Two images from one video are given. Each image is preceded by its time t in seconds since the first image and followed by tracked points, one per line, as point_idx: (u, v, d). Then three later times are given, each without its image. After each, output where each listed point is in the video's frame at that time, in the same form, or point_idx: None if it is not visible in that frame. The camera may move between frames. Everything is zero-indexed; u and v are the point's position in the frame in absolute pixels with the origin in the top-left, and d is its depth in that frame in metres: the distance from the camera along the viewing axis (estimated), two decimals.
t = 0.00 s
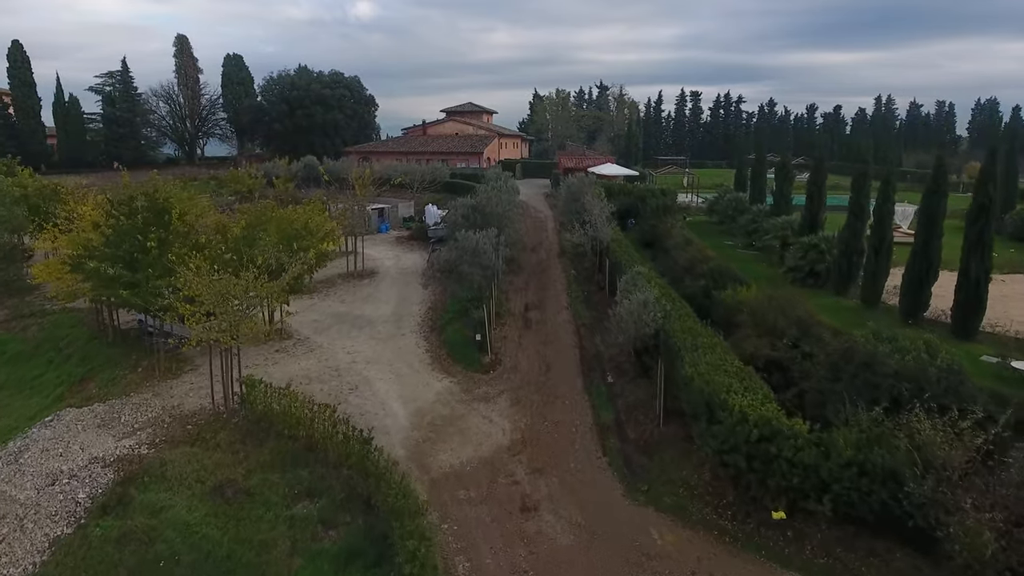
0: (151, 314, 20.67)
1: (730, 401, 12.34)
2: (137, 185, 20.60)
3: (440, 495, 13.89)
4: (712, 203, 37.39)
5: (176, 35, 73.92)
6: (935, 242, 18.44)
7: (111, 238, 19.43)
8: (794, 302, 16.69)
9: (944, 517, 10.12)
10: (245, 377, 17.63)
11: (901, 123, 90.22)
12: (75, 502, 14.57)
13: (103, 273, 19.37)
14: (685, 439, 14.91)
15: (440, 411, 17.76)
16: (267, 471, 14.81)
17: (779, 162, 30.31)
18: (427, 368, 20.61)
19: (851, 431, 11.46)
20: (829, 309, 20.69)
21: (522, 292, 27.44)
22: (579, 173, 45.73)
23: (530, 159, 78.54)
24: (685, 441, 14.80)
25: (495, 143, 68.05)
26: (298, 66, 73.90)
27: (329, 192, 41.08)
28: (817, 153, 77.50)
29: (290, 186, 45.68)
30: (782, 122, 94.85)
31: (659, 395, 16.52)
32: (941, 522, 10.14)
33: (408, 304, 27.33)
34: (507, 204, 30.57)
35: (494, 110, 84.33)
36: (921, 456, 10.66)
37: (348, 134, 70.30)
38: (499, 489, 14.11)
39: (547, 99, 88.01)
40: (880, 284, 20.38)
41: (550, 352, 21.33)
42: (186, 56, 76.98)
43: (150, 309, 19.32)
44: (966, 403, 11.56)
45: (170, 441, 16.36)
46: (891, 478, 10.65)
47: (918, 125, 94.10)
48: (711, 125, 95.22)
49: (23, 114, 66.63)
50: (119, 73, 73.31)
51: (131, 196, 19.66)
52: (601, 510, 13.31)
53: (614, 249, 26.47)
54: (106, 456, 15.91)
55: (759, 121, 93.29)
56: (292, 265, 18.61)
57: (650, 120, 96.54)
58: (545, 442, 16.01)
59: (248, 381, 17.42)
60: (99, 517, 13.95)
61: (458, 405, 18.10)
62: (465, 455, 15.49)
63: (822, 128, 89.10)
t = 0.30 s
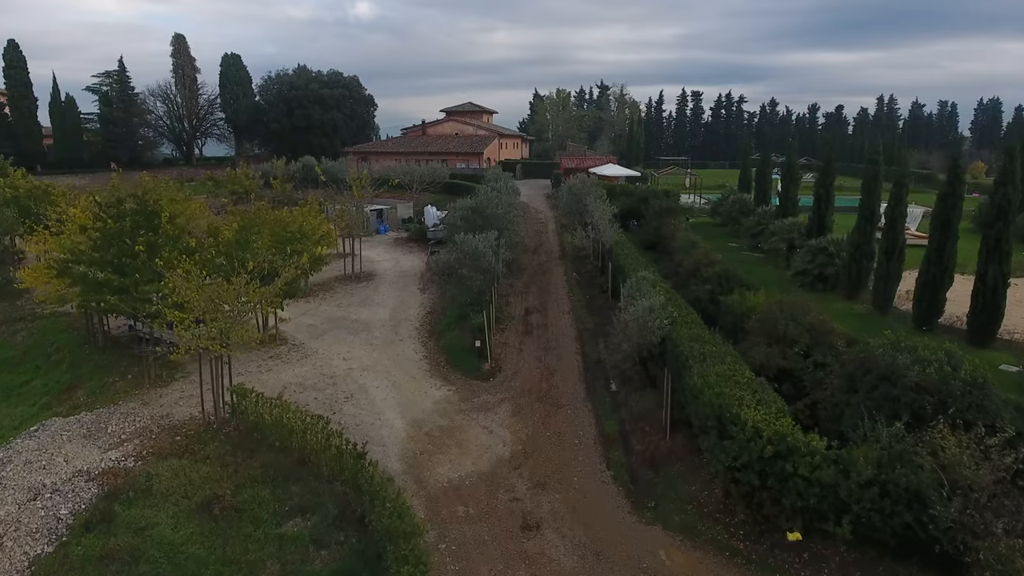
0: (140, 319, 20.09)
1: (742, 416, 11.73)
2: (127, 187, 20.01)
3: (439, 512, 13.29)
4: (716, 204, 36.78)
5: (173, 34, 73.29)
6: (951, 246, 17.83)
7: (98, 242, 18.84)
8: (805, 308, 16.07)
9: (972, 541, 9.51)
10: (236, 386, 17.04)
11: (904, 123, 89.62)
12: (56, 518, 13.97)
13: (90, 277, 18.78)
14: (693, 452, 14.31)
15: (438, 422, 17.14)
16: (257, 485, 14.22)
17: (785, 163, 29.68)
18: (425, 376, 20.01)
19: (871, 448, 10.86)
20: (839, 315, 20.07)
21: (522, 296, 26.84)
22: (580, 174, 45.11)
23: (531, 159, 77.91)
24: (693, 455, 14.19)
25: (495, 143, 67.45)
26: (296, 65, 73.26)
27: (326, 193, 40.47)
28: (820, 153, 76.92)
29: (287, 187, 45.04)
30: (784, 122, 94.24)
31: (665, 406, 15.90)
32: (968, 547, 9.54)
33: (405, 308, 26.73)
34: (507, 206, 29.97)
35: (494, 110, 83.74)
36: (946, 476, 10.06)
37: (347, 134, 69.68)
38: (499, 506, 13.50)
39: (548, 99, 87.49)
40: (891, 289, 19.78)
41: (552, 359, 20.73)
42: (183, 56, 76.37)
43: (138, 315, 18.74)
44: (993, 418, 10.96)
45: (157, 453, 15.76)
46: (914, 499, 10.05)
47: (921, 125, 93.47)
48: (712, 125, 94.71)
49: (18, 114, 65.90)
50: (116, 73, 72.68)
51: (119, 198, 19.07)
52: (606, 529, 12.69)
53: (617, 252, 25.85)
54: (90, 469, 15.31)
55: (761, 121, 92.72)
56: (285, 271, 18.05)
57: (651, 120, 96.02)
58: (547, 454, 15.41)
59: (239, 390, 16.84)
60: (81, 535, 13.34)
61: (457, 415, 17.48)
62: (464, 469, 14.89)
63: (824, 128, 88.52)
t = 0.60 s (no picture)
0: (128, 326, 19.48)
1: (754, 431, 11.11)
2: (114, 189, 19.42)
3: (435, 530, 12.67)
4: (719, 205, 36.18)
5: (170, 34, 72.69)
6: (966, 250, 17.22)
7: (84, 246, 18.26)
8: (816, 315, 15.45)
9: (1004, 569, 8.89)
10: (225, 396, 16.44)
11: (906, 123, 89.04)
12: (34, 536, 13.35)
13: (76, 282, 18.19)
14: (701, 467, 13.69)
15: (435, 433, 16.52)
16: (245, 501, 13.61)
17: (790, 163, 29.06)
18: (422, 384, 19.39)
19: (893, 467, 10.22)
20: (849, 321, 19.46)
21: (522, 300, 26.23)
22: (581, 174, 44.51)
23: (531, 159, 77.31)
24: (702, 470, 13.58)
25: (495, 143, 66.83)
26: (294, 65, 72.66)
27: (323, 194, 39.85)
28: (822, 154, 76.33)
29: (283, 188, 44.43)
30: (786, 122, 93.63)
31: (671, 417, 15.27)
32: None
33: (403, 312, 26.11)
34: (507, 208, 29.37)
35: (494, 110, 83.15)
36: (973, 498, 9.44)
37: (346, 134, 69.06)
38: (498, 524, 12.87)
39: (548, 99, 86.89)
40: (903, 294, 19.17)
41: (553, 366, 20.11)
42: (181, 56, 75.75)
43: (126, 321, 18.15)
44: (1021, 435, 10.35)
45: (143, 466, 15.16)
46: (940, 523, 9.43)
47: (923, 125, 92.90)
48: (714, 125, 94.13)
49: (14, 114, 65.23)
50: (112, 73, 72.09)
51: (106, 201, 18.49)
52: (611, 550, 12.06)
53: (619, 255, 25.25)
54: (73, 483, 14.70)
55: (762, 121, 92.13)
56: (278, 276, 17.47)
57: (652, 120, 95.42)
58: (548, 468, 14.79)
59: (228, 400, 16.23)
60: (59, 554, 12.73)
61: (455, 425, 16.86)
62: (462, 483, 14.27)
63: (826, 129, 87.91)
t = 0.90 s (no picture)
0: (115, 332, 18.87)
1: (767, 449, 10.49)
2: (100, 192, 18.78)
3: (430, 551, 12.06)
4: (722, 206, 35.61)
5: (167, 33, 72.13)
6: (983, 254, 16.62)
7: (68, 250, 17.63)
8: (828, 323, 14.85)
9: None
10: (213, 406, 15.83)
11: (909, 124, 88.48)
12: (10, 555, 12.74)
13: (60, 287, 17.56)
14: (708, 483, 13.10)
15: (431, 444, 15.91)
16: (231, 519, 13.02)
17: (795, 164, 28.41)
18: (418, 392, 18.79)
19: (915, 489, 9.60)
20: (859, 327, 18.87)
21: (522, 304, 25.63)
22: (582, 175, 43.93)
23: (531, 159, 76.70)
24: (710, 487, 12.98)
25: (495, 143, 66.25)
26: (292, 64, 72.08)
27: (320, 195, 39.23)
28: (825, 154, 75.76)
29: (280, 189, 43.79)
30: (788, 121, 93.06)
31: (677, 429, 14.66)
32: None
33: (400, 317, 25.52)
34: (507, 210, 28.75)
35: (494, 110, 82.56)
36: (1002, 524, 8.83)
37: (344, 134, 68.44)
38: (496, 543, 12.26)
39: (549, 99, 86.32)
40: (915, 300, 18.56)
41: (554, 374, 19.50)
42: (177, 55, 75.12)
43: (111, 328, 17.52)
44: None
45: (127, 480, 14.56)
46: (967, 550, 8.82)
47: (926, 125, 92.38)
48: (715, 125, 93.56)
49: (9, 114, 64.51)
50: (109, 72, 71.44)
51: (90, 204, 17.83)
52: (614, 572, 11.45)
53: (621, 258, 24.63)
54: (52, 499, 14.10)
55: (764, 121, 91.54)
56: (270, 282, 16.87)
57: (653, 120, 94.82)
58: (549, 482, 14.19)
59: (216, 410, 15.64)
60: None
61: (452, 436, 16.25)
62: (459, 499, 13.67)
63: (828, 129, 87.31)
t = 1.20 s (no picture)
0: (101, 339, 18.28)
1: (781, 469, 9.88)
2: (85, 195, 18.19)
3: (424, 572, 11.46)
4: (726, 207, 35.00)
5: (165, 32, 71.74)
6: (1000, 259, 16.04)
7: (51, 255, 17.03)
8: (840, 331, 14.27)
9: None
10: (200, 417, 15.25)
11: (911, 124, 87.96)
12: None
13: (43, 293, 16.96)
14: (716, 500, 12.49)
15: (427, 456, 15.31)
16: (216, 537, 12.43)
17: (801, 164, 27.73)
18: (415, 401, 18.19)
19: (940, 513, 8.98)
20: (869, 333, 18.28)
21: (522, 308, 25.06)
22: (583, 176, 43.39)
23: (531, 159, 76.10)
24: (718, 504, 12.38)
25: (495, 143, 65.69)
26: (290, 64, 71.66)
27: (316, 195, 38.60)
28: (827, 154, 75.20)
29: (277, 190, 43.16)
30: (790, 122, 92.53)
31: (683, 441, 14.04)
32: None
33: (397, 321, 24.93)
34: (506, 212, 28.16)
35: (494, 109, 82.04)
36: None
37: (343, 134, 67.84)
38: (493, 564, 11.66)
39: (549, 99, 85.80)
40: (928, 306, 17.95)
41: (555, 382, 18.92)
42: (176, 55, 75.08)
43: (96, 335, 16.90)
44: None
45: (109, 495, 13.98)
46: None
47: (929, 125, 91.85)
48: (717, 125, 93.00)
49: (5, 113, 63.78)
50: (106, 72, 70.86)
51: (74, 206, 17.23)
52: None
53: (624, 261, 24.05)
54: (31, 515, 13.52)
55: (766, 121, 91.01)
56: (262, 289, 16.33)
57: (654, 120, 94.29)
58: (550, 497, 13.59)
59: (203, 421, 15.06)
60: None
61: (449, 448, 15.64)
62: (455, 515, 13.07)
63: (830, 129, 86.77)
